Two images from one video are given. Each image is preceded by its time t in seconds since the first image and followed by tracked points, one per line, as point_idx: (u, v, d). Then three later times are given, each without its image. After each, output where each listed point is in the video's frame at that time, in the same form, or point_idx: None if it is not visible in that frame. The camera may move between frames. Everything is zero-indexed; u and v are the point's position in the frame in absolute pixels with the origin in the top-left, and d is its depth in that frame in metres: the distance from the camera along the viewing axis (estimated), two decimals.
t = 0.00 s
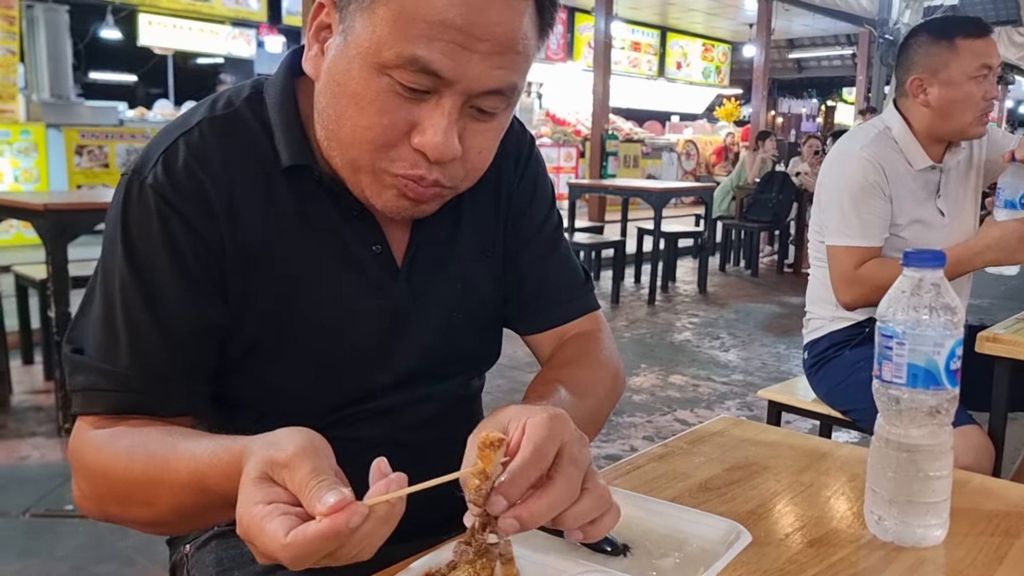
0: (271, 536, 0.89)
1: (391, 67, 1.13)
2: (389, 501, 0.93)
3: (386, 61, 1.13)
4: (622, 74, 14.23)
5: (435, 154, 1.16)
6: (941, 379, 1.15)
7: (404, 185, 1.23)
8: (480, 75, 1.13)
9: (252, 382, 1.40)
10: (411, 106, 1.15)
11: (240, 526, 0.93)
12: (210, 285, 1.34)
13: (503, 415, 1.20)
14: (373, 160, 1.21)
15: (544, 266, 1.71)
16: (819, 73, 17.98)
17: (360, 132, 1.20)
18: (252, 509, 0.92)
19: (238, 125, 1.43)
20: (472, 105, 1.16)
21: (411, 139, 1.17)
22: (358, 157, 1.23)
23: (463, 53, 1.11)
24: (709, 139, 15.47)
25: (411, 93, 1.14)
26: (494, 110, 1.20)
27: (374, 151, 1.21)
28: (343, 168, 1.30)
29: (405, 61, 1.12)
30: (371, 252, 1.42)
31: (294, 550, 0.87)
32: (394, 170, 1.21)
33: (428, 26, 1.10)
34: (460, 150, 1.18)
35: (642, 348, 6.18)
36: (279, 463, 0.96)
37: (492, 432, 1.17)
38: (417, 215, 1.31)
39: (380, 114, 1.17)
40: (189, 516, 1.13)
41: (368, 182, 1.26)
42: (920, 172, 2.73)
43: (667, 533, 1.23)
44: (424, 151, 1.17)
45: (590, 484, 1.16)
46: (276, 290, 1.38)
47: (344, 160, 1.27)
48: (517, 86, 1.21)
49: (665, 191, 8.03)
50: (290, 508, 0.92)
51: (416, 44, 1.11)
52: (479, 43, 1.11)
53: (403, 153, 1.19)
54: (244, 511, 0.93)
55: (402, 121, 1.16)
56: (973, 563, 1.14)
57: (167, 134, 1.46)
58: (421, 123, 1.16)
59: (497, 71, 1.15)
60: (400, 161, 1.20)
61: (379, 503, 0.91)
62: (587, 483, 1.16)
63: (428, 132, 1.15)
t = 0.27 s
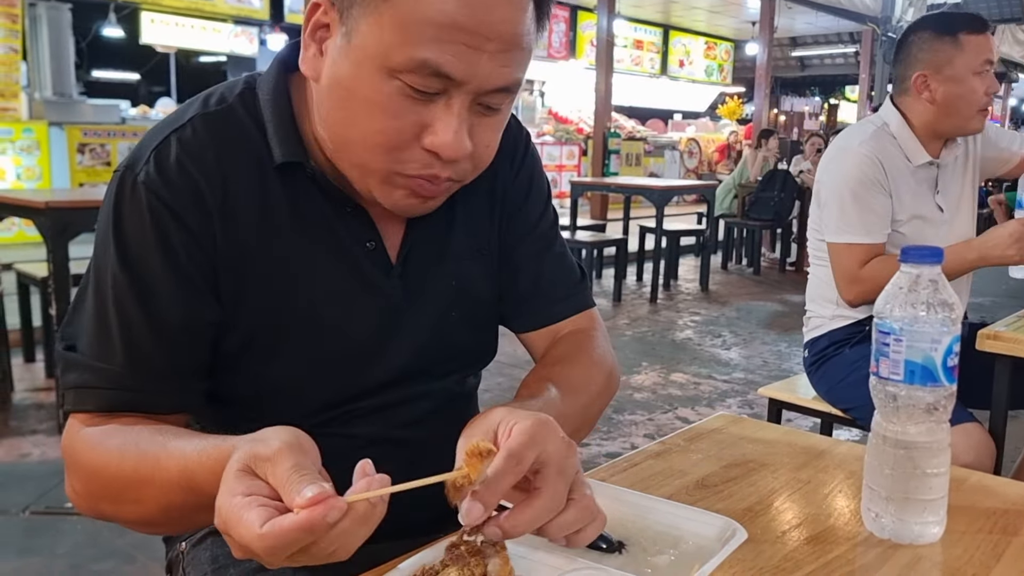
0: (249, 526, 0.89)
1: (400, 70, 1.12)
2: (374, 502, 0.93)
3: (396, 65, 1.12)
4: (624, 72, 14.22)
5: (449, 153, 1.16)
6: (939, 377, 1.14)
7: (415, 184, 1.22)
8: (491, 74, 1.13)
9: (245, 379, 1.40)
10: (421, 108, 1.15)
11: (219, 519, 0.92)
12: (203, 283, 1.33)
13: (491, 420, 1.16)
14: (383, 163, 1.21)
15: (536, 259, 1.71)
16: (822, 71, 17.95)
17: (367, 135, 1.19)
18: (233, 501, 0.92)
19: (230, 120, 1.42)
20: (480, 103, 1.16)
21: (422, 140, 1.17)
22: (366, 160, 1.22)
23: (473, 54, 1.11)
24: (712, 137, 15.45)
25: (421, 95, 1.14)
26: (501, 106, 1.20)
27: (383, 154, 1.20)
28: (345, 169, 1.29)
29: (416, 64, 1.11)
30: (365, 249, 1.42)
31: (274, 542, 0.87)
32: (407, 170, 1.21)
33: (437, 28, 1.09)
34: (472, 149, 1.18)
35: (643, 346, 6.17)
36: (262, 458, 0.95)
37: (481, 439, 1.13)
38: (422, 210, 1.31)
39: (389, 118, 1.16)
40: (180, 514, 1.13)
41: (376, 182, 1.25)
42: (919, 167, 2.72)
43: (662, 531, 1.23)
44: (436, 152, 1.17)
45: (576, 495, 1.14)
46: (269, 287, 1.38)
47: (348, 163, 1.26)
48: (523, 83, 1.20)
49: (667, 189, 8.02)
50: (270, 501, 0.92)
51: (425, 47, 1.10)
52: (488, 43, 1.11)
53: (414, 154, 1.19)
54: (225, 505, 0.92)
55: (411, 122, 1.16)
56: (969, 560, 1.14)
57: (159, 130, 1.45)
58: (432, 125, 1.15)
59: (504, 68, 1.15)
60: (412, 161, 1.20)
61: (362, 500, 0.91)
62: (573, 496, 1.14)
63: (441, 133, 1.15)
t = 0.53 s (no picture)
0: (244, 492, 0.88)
1: (396, 64, 1.11)
2: (368, 487, 0.90)
3: (391, 59, 1.11)
4: (625, 72, 14.21)
5: (445, 148, 1.15)
6: (936, 380, 1.13)
7: (411, 179, 1.21)
8: (488, 66, 1.12)
9: (240, 380, 1.39)
10: (416, 102, 1.14)
11: (209, 495, 0.92)
12: (195, 283, 1.33)
13: (463, 420, 1.14)
14: (379, 160, 1.20)
15: (534, 263, 1.70)
16: (824, 71, 17.93)
17: (363, 131, 1.18)
18: (225, 475, 0.92)
19: (224, 122, 1.42)
20: (477, 96, 1.16)
21: (418, 135, 1.16)
22: (361, 157, 1.21)
23: (468, 45, 1.10)
24: (713, 136, 15.44)
25: (418, 89, 1.13)
26: (497, 99, 1.19)
27: (378, 149, 1.19)
28: (339, 168, 1.28)
29: (411, 57, 1.10)
30: (360, 250, 1.41)
31: (266, 508, 0.86)
32: (402, 167, 1.20)
33: (433, 20, 1.08)
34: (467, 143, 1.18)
35: (645, 346, 6.17)
36: (259, 438, 0.94)
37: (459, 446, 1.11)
38: (418, 210, 1.30)
39: (385, 113, 1.15)
40: (169, 518, 1.11)
41: (372, 181, 1.24)
42: (919, 166, 2.72)
43: (659, 536, 1.22)
44: (433, 146, 1.15)
45: (561, 479, 1.13)
46: (263, 287, 1.37)
47: (343, 162, 1.25)
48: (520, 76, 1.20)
49: (668, 188, 8.01)
50: (264, 476, 0.92)
51: (421, 39, 1.09)
52: (484, 34, 1.10)
53: (410, 151, 1.18)
54: (216, 479, 0.92)
55: (407, 116, 1.14)
56: (969, 565, 1.13)
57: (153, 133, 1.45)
58: (428, 120, 1.14)
59: (501, 61, 1.14)
60: (407, 157, 1.19)
61: (358, 482, 0.89)
62: (559, 479, 1.13)
63: (436, 128, 1.14)
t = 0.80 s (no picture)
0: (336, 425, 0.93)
1: (396, 66, 1.10)
2: (443, 459, 0.99)
3: (391, 60, 1.10)
4: (627, 70, 14.19)
5: (444, 152, 1.14)
6: (941, 388, 1.12)
7: (412, 183, 1.20)
8: (488, 69, 1.11)
9: (237, 385, 1.37)
10: (416, 104, 1.12)
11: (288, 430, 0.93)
12: (199, 285, 1.30)
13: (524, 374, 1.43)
14: (379, 163, 1.19)
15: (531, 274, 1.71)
16: (826, 68, 17.89)
17: (363, 133, 1.16)
18: (306, 414, 0.95)
19: (229, 125, 1.41)
20: (478, 100, 1.14)
21: (418, 139, 1.14)
22: (361, 159, 1.19)
23: (467, 46, 1.09)
24: (715, 134, 15.40)
25: (418, 92, 1.11)
26: (499, 105, 1.18)
27: (378, 153, 1.17)
28: (341, 172, 1.26)
29: (410, 59, 1.09)
30: (363, 257, 1.41)
31: (369, 437, 0.92)
32: (402, 171, 1.18)
33: (433, 22, 1.07)
34: (468, 146, 1.16)
35: (647, 346, 6.16)
36: (336, 399, 1.00)
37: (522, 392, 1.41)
38: (420, 217, 1.28)
39: (385, 115, 1.13)
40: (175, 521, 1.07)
41: (373, 184, 1.22)
42: (922, 166, 2.70)
43: (661, 545, 1.21)
44: (432, 150, 1.14)
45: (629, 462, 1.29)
46: (265, 292, 1.36)
47: (343, 165, 1.23)
48: (522, 79, 1.19)
49: (670, 187, 7.98)
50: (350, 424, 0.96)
51: (421, 41, 1.08)
52: (484, 37, 1.09)
53: (410, 154, 1.16)
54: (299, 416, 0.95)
55: (408, 119, 1.13)
56: (973, 574, 1.11)
57: (154, 133, 1.43)
58: (428, 123, 1.13)
59: (502, 65, 1.12)
60: (407, 160, 1.17)
61: (449, 454, 1.00)
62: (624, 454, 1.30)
63: (436, 131, 1.13)
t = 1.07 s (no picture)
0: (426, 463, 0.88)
1: (405, 76, 1.09)
2: (501, 527, 0.96)
3: (400, 70, 1.09)
4: (624, 68, 14.19)
5: (453, 163, 1.12)
6: (935, 393, 1.11)
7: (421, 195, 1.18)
8: (498, 80, 1.10)
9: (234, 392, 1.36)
10: (426, 115, 1.11)
11: (372, 452, 0.85)
12: (204, 289, 1.29)
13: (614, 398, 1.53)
14: (386, 174, 1.17)
15: (526, 284, 1.79)
16: (823, 67, 17.90)
17: (371, 144, 1.15)
18: (386, 441, 0.88)
19: (239, 131, 1.40)
20: (488, 111, 1.13)
21: (427, 150, 1.13)
22: (369, 170, 1.18)
23: (478, 57, 1.08)
24: (713, 132, 15.40)
25: (427, 102, 1.10)
26: (510, 117, 1.17)
27: (386, 164, 1.16)
28: (348, 184, 1.25)
29: (421, 69, 1.08)
30: (368, 268, 1.40)
31: (453, 485, 0.89)
32: (410, 182, 1.17)
33: (444, 33, 1.07)
34: (479, 157, 1.15)
35: (644, 345, 6.15)
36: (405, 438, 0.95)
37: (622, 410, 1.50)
38: (426, 230, 1.27)
39: (394, 126, 1.12)
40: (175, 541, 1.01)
41: (380, 196, 1.21)
42: (918, 168, 2.70)
43: (655, 552, 1.20)
44: (442, 161, 1.13)
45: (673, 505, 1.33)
46: (268, 299, 1.35)
47: (351, 176, 1.22)
48: (532, 91, 1.18)
49: (667, 186, 7.98)
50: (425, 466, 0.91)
51: (431, 52, 1.07)
52: (494, 48, 1.09)
53: (418, 166, 1.15)
54: (380, 439, 0.88)
55: (417, 130, 1.12)
56: None
57: (160, 134, 1.41)
58: (437, 134, 1.12)
59: (512, 75, 1.11)
60: (415, 171, 1.16)
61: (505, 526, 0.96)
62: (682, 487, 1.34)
63: (446, 142, 1.12)
